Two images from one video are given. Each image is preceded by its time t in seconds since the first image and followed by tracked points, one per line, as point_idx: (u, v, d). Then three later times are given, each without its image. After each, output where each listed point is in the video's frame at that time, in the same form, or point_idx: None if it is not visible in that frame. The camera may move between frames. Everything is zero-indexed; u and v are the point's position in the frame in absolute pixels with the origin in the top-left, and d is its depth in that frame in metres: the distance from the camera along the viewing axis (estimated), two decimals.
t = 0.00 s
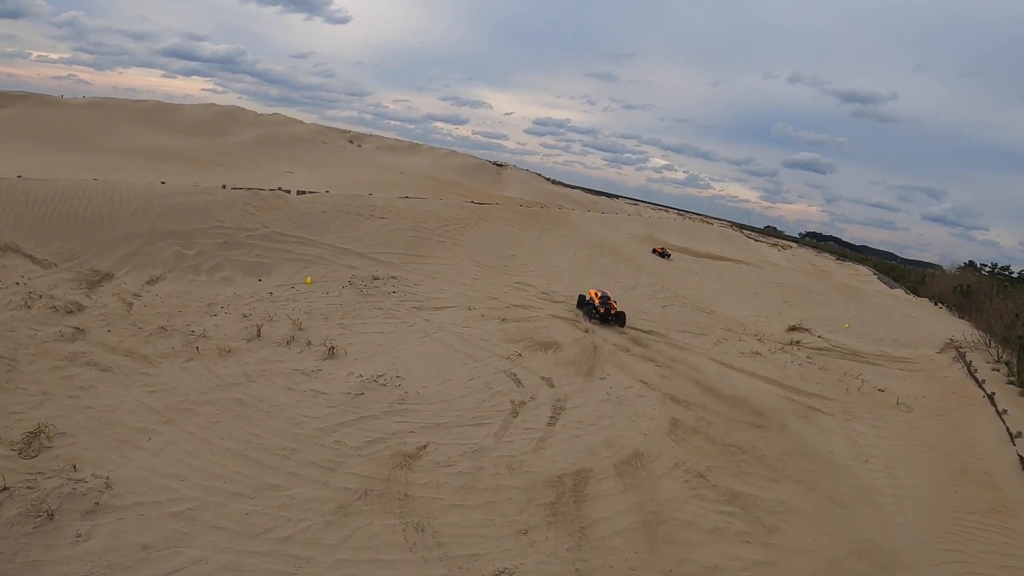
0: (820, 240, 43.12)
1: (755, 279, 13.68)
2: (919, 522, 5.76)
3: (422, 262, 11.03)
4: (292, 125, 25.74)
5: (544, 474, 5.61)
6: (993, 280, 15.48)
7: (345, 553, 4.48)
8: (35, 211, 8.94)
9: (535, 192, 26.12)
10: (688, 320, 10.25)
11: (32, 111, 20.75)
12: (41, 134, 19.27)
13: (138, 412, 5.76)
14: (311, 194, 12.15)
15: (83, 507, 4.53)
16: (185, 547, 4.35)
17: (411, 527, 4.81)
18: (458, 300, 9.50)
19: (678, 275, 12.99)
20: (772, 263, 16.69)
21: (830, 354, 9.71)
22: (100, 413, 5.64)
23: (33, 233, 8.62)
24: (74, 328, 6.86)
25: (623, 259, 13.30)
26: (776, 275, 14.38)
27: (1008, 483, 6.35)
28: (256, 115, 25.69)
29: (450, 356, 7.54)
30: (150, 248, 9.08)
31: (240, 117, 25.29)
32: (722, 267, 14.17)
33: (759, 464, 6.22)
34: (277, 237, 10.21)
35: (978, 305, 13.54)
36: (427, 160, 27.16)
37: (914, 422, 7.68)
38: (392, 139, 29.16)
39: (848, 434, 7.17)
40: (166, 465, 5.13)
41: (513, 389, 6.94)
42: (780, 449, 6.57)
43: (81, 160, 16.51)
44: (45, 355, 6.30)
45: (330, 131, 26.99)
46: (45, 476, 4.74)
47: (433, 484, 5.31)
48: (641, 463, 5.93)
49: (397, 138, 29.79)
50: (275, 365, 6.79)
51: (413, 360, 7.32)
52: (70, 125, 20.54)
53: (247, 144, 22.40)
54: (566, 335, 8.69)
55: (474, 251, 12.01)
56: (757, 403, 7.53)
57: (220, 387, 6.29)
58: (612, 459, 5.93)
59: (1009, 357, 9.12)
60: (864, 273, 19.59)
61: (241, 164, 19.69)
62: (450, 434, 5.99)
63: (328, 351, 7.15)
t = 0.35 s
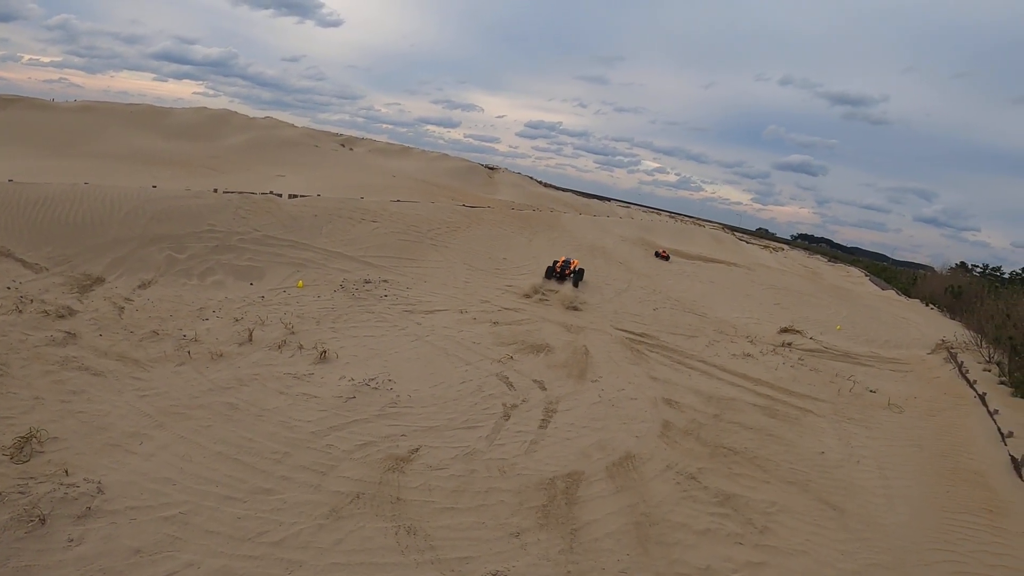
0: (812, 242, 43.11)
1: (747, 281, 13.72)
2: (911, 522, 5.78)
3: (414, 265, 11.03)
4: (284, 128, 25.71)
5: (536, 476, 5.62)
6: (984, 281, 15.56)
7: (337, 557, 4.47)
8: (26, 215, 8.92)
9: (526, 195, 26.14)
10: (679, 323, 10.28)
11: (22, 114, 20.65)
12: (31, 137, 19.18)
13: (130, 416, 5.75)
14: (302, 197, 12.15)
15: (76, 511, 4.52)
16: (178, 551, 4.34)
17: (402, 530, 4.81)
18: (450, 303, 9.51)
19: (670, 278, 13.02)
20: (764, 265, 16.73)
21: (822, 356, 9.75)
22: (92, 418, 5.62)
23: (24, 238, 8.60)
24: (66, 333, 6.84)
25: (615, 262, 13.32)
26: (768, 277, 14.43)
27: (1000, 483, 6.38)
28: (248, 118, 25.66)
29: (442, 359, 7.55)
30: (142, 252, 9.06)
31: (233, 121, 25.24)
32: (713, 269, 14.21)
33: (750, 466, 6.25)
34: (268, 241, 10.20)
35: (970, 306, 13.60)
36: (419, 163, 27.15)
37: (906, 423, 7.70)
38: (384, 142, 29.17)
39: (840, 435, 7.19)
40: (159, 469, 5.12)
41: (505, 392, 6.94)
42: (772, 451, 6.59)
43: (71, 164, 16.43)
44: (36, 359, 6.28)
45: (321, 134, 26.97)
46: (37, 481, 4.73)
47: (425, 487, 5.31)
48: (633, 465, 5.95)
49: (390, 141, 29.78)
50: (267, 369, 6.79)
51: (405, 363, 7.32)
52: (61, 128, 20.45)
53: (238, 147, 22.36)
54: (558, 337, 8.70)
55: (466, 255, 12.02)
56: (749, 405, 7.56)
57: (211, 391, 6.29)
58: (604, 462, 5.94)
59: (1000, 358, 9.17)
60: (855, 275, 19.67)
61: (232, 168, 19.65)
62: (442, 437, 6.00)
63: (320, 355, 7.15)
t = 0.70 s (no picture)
0: (805, 245, 43.16)
1: (739, 284, 13.74)
2: (902, 524, 5.78)
3: (405, 270, 11.02)
4: (275, 133, 25.70)
5: (527, 481, 5.61)
6: (975, 282, 15.63)
7: (326, 562, 4.45)
8: (15, 221, 8.89)
9: (517, 199, 26.17)
10: (670, 326, 10.28)
11: (12, 119, 20.56)
12: (21, 142, 19.08)
13: (119, 422, 5.73)
14: (293, 202, 12.14)
15: (64, 517, 4.49)
16: (167, 557, 4.32)
17: (392, 535, 4.79)
18: (440, 308, 9.50)
19: (661, 282, 13.03)
20: (755, 268, 16.78)
21: (813, 358, 9.76)
22: (81, 424, 5.60)
23: (15, 244, 8.57)
24: (55, 338, 6.81)
25: (606, 266, 13.33)
26: (759, 280, 14.46)
27: (991, 484, 6.39)
28: (239, 124, 25.64)
29: (432, 364, 7.53)
30: (132, 258, 9.04)
31: (225, 127, 25.22)
32: (705, 273, 14.24)
33: (741, 469, 6.25)
34: (259, 246, 10.18)
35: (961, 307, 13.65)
36: (410, 168, 27.17)
37: (898, 425, 7.71)
38: (375, 147, 29.20)
39: (832, 438, 7.20)
40: (148, 475, 5.10)
41: (495, 397, 6.93)
42: (762, 453, 6.59)
43: (60, 169, 16.37)
44: (25, 365, 6.25)
45: (311, 140, 26.96)
46: (25, 487, 4.70)
47: (415, 492, 5.29)
48: (624, 469, 5.94)
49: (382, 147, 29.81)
50: (257, 375, 6.77)
51: (395, 368, 7.31)
52: (51, 133, 20.37)
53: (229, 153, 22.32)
54: (548, 342, 8.70)
55: (456, 259, 12.01)
56: (740, 408, 7.56)
57: (201, 396, 6.26)
58: (595, 466, 5.94)
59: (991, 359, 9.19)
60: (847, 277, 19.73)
61: (223, 173, 19.61)
62: (432, 442, 5.99)
63: (309, 360, 7.13)
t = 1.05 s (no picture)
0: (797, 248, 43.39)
1: (730, 288, 13.77)
2: (893, 526, 5.79)
3: (395, 275, 11.01)
4: (265, 139, 25.67)
5: (517, 485, 5.60)
6: (965, 284, 15.71)
7: (315, 568, 4.44)
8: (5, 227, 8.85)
9: (508, 204, 26.20)
10: (661, 330, 10.29)
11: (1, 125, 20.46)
12: (10, 147, 18.99)
13: (108, 429, 5.70)
14: (283, 208, 12.13)
15: (53, 524, 4.47)
16: (156, 564, 4.30)
17: (381, 541, 4.78)
18: (430, 313, 9.49)
19: (652, 286, 13.05)
20: (746, 272, 16.82)
21: (804, 361, 9.78)
22: (69, 430, 5.57)
23: (4, 250, 8.53)
24: (44, 345, 6.79)
25: (597, 270, 13.34)
26: (750, 283, 14.50)
27: (982, 485, 6.40)
28: (230, 129, 25.60)
29: (423, 369, 7.53)
30: (122, 264, 9.01)
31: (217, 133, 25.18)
32: (696, 277, 14.27)
33: (731, 472, 6.26)
34: (249, 252, 10.17)
35: (952, 309, 13.71)
36: (401, 173, 27.18)
37: (888, 427, 7.73)
38: (366, 153, 29.22)
39: (822, 441, 7.21)
40: (137, 482, 5.08)
41: (485, 402, 6.93)
42: (753, 457, 6.60)
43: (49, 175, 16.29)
44: (14, 371, 6.23)
45: (302, 145, 26.95)
46: (14, 494, 4.67)
47: (405, 497, 5.29)
48: (614, 474, 5.95)
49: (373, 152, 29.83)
50: (247, 381, 6.75)
51: (385, 374, 7.29)
52: (40, 138, 20.28)
53: (220, 158, 22.27)
54: (539, 346, 8.71)
55: (446, 264, 12.01)
56: (730, 411, 7.57)
57: (191, 402, 6.24)
58: (586, 470, 5.94)
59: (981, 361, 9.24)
60: (837, 280, 19.81)
61: (213, 179, 19.57)
62: (422, 447, 5.98)
63: (299, 366, 7.12)
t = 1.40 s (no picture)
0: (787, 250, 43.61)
1: (719, 291, 13.83)
2: (883, 527, 5.83)
3: (385, 281, 11.01)
4: (255, 144, 25.61)
5: (507, 490, 5.61)
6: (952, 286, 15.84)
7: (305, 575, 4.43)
8: None
9: (498, 209, 26.25)
10: (651, 334, 10.33)
11: None
12: None
13: (96, 437, 5.67)
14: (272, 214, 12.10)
15: (42, 533, 4.45)
16: (146, 571, 4.28)
17: (372, 547, 4.77)
18: (419, 319, 9.49)
19: (642, 290, 13.09)
20: (735, 275, 16.89)
21: (793, 364, 9.83)
22: (57, 438, 5.54)
23: None
24: (32, 352, 6.75)
25: (586, 275, 13.37)
26: (739, 287, 14.56)
27: (970, 485, 6.45)
28: (219, 135, 25.54)
29: (412, 375, 7.52)
30: (111, 270, 8.98)
31: (208, 139, 25.11)
32: (685, 281, 14.32)
33: (721, 475, 6.28)
34: (238, 258, 10.14)
35: (940, 311, 13.81)
36: (391, 178, 27.18)
37: (877, 428, 7.78)
38: (355, 159, 29.21)
39: (812, 443, 7.25)
40: (126, 489, 5.06)
41: (475, 408, 6.93)
42: (742, 460, 6.63)
43: (36, 181, 16.19)
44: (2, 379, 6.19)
45: (291, 151, 26.91)
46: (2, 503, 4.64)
47: (395, 503, 5.28)
48: (604, 478, 5.96)
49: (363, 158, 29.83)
50: (235, 388, 6.73)
51: (374, 380, 7.29)
52: (28, 144, 20.16)
53: (209, 164, 22.21)
54: (528, 351, 8.72)
55: (435, 270, 12.02)
56: (719, 415, 7.60)
57: (179, 410, 6.22)
58: (576, 475, 5.95)
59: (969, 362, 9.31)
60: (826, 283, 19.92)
61: (202, 185, 19.50)
62: (411, 453, 5.98)
63: (288, 372, 7.11)
